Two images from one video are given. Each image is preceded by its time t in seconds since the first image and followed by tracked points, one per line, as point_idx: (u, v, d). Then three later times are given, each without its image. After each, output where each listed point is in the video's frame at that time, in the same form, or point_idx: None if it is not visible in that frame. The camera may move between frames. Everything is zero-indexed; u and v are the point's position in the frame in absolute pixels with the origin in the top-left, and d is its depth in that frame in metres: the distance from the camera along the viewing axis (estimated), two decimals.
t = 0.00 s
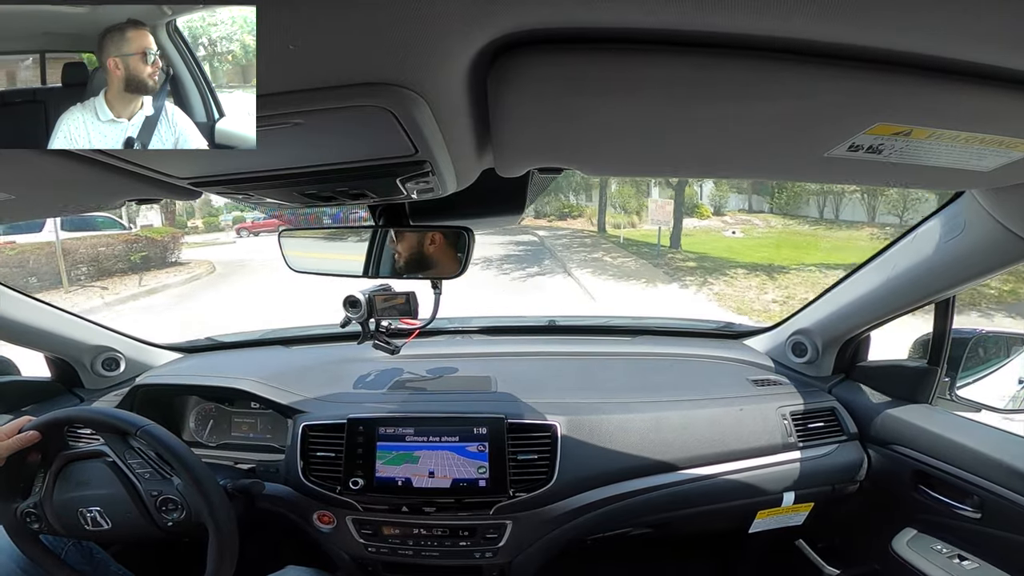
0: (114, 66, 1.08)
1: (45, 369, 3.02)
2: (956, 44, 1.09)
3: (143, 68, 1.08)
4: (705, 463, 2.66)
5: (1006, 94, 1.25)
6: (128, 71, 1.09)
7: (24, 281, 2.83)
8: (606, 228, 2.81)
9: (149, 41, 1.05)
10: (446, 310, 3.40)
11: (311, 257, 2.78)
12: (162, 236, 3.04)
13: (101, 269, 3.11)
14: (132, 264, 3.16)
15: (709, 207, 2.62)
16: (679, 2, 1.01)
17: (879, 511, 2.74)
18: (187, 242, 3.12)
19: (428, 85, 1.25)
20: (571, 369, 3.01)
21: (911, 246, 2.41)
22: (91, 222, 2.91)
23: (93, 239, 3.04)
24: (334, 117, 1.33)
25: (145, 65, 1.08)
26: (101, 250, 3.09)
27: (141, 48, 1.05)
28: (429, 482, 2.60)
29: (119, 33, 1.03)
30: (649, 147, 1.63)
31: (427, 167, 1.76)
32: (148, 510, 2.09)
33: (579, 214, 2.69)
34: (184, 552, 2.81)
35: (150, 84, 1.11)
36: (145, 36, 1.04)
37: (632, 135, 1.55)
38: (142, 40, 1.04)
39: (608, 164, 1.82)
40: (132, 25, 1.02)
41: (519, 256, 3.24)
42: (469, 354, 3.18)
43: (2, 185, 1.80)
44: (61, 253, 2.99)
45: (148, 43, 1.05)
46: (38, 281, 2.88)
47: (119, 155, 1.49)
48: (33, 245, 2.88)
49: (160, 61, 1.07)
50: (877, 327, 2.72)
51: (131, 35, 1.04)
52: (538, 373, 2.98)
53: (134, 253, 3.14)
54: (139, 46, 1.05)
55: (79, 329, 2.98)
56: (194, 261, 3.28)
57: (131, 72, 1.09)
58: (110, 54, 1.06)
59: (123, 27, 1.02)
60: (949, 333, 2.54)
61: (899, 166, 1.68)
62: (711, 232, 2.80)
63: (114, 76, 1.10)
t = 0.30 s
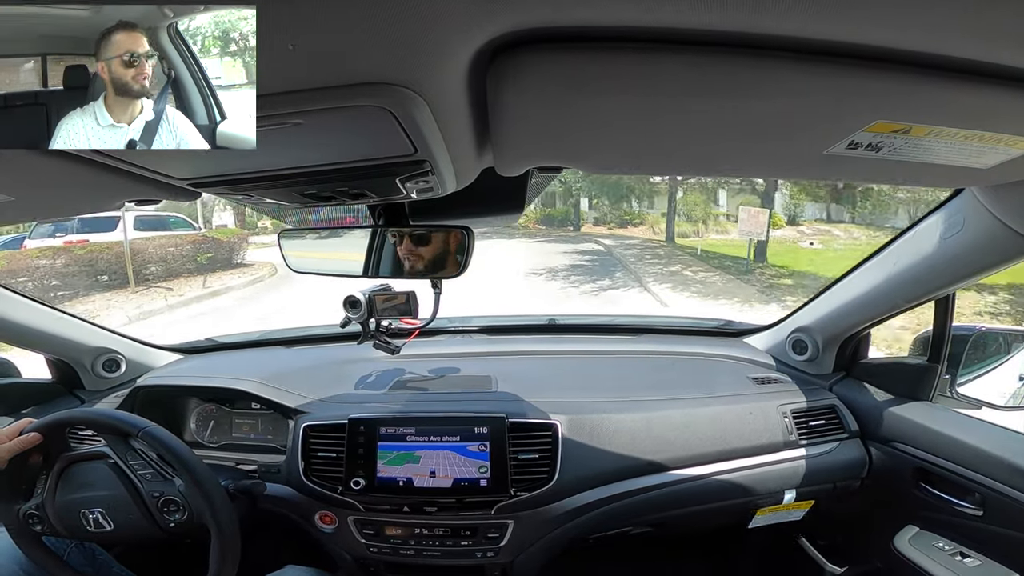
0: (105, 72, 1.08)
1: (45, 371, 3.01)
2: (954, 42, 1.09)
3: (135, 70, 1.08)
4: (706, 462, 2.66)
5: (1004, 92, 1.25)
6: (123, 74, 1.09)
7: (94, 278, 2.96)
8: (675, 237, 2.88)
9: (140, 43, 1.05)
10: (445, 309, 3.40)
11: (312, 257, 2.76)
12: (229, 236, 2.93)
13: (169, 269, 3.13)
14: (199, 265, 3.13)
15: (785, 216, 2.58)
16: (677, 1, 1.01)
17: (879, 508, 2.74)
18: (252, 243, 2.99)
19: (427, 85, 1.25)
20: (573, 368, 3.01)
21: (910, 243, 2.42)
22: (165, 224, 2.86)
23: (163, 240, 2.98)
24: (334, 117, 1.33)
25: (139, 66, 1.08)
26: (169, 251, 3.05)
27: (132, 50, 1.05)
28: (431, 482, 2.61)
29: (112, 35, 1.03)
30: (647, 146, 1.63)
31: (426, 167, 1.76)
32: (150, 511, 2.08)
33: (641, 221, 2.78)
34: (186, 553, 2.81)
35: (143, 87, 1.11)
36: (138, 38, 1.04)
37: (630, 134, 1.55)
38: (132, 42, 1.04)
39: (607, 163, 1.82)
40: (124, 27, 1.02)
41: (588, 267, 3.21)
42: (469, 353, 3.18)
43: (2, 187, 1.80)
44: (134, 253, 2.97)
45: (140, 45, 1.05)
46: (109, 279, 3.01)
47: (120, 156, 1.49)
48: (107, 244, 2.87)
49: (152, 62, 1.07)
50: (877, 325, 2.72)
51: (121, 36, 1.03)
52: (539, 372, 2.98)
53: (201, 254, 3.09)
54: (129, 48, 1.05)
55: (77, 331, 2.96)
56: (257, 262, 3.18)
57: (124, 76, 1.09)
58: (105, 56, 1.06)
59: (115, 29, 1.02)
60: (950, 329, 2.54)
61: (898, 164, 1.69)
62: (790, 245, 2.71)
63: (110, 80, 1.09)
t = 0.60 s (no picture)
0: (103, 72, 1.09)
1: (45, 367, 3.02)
2: (955, 44, 1.09)
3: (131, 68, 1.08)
4: (704, 462, 2.66)
5: (1005, 94, 1.25)
6: (121, 73, 1.09)
7: (157, 282, 3.13)
8: (745, 244, 2.84)
9: (136, 43, 1.04)
10: (445, 307, 3.40)
11: (313, 257, 2.76)
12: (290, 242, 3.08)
13: (229, 274, 3.23)
14: (257, 271, 3.25)
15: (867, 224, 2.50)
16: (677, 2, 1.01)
17: (877, 510, 2.75)
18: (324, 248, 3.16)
19: (427, 83, 1.25)
20: (572, 367, 3.01)
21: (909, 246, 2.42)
22: (227, 226, 2.87)
23: (223, 245, 3.01)
24: (334, 115, 1.33)
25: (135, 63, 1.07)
26: (229, 256, 3.11)
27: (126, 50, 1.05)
28: (429, 480, 2.61)
29: (108, 35, 1.03)
30: (647, 145, 1.64)
31: (427, 165, 1.76)
32: (148, 507, 2.09)
33: (703, 228, 2.77)
34: (184, 549, 2.82)
35: (137, 82, 1.11)
36: (133, 36, 1.04)
37: (629, 134, 1.55)
38: (127, 41, 1.04)
39: (607, 163, 1.82)
40: (121, 27, 1.02)
41: (657, 279, 3.24)
42: (468, 351, 3.18)
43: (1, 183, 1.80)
44: (194, 257, 3.05)
45: (133, 44, 1.04)
46: (172, 283, 3.16)
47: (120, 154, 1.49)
48: (168, 249, 2.98)
49: (146, 59, 1.07)
50: (876, 326, 2.72)
51: (111, 36, 1.03)
52: (537, 371, 2.98)
53: (259, 260, 3.22)
54: (124, 46, 1.04)
55: (77, 327, 2.97)
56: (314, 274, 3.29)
57: (122, 75, 1.09)
58: (102, 56, 1.06)
59: (110, 29, 1.02)
60: (948, 332, 2.53)
61: (899, 165, 1.68)
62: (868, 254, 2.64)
63: (109, 80, 1.10)
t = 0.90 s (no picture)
0: (93, 67, 1.08)
1: (45, 369, 3.02)
2: (955, 43, 1.09)
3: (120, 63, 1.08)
4: (705, 463, 2.66)
5: (1005, 93, 1.25)
6: (110, 69, 1.09)
7: (214, 278, 3.13)
8: (826, 248, 2.70)
9: (131, 40, 1.05)
10: (445, 309, 3.41)
11: (314, 260, 2.80)
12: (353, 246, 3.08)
13: (282, 272, 3.20)
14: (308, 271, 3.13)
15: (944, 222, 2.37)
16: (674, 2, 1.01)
17: (878, 510, 2.74)
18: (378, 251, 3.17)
19: (427, 85, 1.25)
20: (573, 368, 3.02)
21: (911, 245, 2.41)
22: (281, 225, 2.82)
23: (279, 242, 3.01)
24: (334, 116, 1.33)
25: (125, 57, 1.07)
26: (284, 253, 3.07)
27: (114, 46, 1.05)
28: (430, 481, 2.61)
29: (102, 32, 1.03)
30: (644, 146, 1.64)
31: (427, 167, 1.77)
32: (149, 511, 2.08)
33: (771, 231, 2.72)
34: (185, 552, 2.82)
35: (126, 77, 1.11)
36: (128, 32, 1.03)
37: (627, 134, 1.55)
38: (122, 37, 1.04)
39: (605, 164, 1.82)
40: (110, 26, 1.02)
41: (736, 285, 3.19)
42: (469, 353, 3.18)
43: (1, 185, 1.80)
44: (250, 254, 3.05)
45: (129, 41, 1.05)
46: (228, 280, 3.16)
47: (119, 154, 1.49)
48: (225, 245, 2.94)
49: (133, 55, 1.07)
50: (877, 326, 2.72)
51: (104, 31, 1.03)
52: (538, 372, 2.98)
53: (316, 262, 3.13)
54: (116, 41, 1.04)
55: (78, 329, 2.97)
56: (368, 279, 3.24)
57: (111, 71, 1.09)
58: (96, 52, 1.06)
59: (104, 26, 1.02)
60: (949, 332, 2.53)
61: (899, 165, 1.68)
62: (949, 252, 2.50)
63: (101, 76, 1.10)
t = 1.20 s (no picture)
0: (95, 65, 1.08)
1: (45, 368, 3.02)
2: (955, 43, 1.09)
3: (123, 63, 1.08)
4: (705, 463, 2.66)
5: (1005, 94, 1.25)
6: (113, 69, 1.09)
7: (264, 278, 3.17)
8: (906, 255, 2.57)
9: (134, 40, 1.04)
10: (445, 309, 3.41)
11: (314, 258, 2.80)
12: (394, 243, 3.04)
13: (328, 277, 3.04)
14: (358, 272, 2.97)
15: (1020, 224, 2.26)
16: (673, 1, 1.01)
17: (877, 509, 2.74)
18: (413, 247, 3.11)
19: (427, 84, 1.25)
20: (573, 367, 3.02)
21: (911, 246, 2.41)
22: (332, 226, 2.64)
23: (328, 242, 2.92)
24: (333, 116, 1.33)
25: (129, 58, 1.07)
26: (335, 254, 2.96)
27: (121, 45, 1.04)
28: (430, 481, 2.61)
29: (104, 31, 1.03)
30: (642, 145, 1.64)
31: (426, 167, 1.76)
32: (149, 511, 2.07)
33: (841, 235, 2.63)
34: (185, 551, 2.83)
35: (129, 77, 1.10)
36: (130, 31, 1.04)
37: (625, 134, 1.55)
38: (124, 36, 1.04)
39: (604, 163, 1.82)
40: (110, 25, 1.02)
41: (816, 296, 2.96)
42: (469, 352, 3.19)
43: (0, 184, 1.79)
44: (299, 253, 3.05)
45: (133, 40, 1.04)
46: (277, 279, 3.19)
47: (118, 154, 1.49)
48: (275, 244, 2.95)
49: (137, 56, 1.07)
50: (876, 326, 2.73)
51: (109, 31, 1.03)
52: (538, 372, 2.99)
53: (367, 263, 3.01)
54: (119, 42, 1.04)
55: (78, 329, 2.97)
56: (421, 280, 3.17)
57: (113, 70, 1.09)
58: (98, 51, 1.06)
59: (107, 25, 1.02)
60: (948, 331, 2.53)
61: (899, 165, 1.69)
62: None
63: (102, 75, 1.09)
